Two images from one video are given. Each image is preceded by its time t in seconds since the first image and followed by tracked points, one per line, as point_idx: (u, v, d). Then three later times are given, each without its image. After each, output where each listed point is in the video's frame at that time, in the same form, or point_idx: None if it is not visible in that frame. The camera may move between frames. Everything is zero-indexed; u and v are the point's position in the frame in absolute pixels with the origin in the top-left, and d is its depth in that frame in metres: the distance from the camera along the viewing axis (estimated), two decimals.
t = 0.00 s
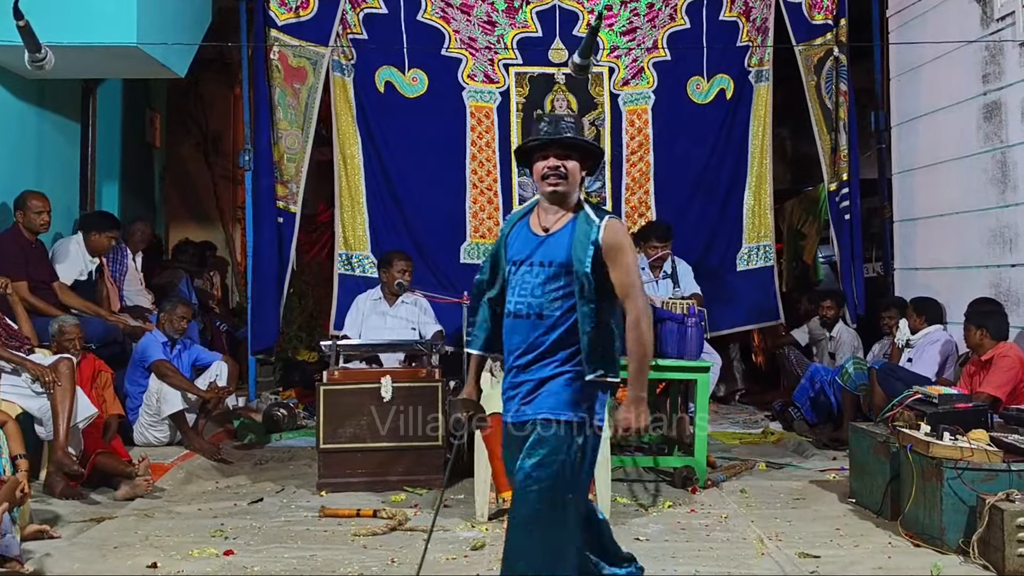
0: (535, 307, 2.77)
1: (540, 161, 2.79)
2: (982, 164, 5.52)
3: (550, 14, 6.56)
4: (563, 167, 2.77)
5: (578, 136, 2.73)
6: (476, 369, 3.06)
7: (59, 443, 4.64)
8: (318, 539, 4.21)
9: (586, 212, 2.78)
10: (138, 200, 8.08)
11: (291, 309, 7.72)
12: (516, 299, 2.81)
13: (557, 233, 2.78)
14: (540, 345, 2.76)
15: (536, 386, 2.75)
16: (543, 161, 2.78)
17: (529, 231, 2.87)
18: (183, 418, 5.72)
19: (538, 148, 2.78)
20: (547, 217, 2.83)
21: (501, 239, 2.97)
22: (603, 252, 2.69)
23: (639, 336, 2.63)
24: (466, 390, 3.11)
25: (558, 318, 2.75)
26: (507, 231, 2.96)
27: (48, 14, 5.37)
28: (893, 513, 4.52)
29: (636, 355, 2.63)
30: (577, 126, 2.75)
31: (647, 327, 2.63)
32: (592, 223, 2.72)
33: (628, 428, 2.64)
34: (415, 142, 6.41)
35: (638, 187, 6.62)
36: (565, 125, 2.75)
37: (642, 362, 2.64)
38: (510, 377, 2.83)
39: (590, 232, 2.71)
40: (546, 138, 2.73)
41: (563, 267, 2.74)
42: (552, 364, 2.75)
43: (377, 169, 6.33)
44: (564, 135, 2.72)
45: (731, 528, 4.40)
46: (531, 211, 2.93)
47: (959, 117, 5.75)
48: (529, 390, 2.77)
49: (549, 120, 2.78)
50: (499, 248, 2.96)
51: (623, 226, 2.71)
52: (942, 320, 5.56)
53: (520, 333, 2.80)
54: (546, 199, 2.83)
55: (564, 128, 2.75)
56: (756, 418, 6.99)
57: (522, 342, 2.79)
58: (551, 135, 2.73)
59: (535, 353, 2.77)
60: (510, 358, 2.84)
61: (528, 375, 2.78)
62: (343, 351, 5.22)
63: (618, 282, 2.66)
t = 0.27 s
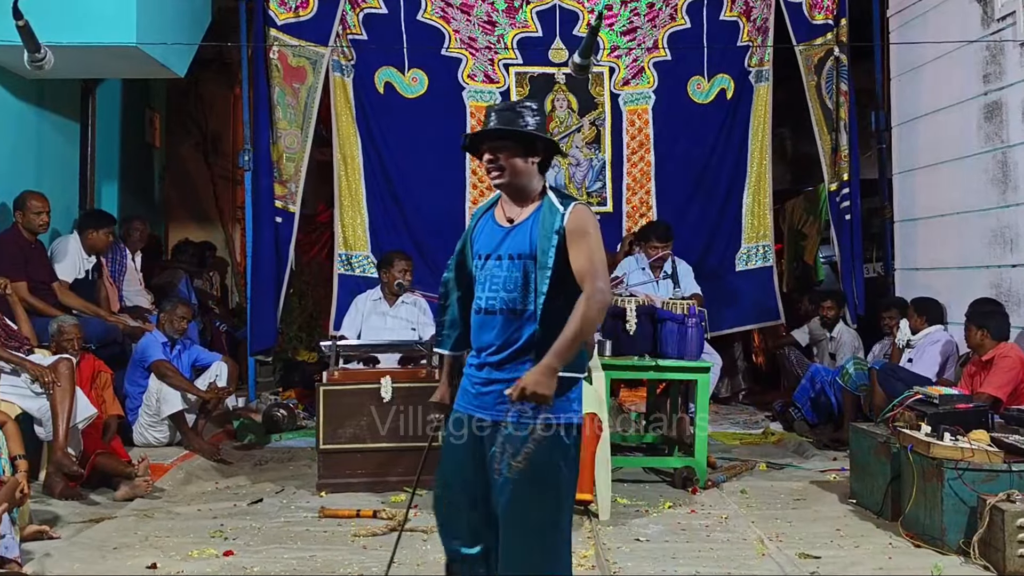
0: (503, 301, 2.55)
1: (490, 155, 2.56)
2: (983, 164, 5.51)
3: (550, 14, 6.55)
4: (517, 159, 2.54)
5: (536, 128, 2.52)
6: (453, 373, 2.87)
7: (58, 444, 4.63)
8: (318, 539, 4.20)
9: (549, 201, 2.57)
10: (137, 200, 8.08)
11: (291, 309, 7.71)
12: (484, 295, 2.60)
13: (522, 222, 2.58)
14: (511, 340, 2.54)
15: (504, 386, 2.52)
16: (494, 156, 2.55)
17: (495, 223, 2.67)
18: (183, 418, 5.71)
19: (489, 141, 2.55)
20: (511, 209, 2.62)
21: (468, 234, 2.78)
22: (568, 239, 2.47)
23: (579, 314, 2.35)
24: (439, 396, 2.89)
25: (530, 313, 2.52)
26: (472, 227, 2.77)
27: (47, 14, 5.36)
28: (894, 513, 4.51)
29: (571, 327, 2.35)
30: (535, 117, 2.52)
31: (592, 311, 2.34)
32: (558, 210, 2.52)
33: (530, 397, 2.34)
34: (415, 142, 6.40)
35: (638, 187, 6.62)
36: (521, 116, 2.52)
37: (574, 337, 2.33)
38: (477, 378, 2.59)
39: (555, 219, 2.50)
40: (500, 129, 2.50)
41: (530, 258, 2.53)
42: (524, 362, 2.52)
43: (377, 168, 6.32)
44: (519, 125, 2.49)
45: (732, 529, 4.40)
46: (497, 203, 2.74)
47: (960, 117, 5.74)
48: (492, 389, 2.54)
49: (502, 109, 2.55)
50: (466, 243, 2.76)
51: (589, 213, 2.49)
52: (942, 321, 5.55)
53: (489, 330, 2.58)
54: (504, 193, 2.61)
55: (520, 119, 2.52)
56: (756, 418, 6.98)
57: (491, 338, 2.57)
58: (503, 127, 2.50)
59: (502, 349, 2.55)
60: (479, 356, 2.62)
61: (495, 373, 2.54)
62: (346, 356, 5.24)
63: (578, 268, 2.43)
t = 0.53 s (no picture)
0: (460, 305, 2.54)
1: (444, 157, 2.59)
2: (984, 164, 5.50)
3: (550, 14, 6.54)
4: (468, 163, 2.56)
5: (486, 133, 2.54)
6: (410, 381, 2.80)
7: (58, 444, 4.63)
8: (318, 540, 4.20)
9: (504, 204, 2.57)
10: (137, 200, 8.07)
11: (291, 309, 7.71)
12: (442, 299, 2.59)
13: (477, 225, 2.57)
14: (468, 343, 2.53)
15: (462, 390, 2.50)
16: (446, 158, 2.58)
17: (451, 227, 2.66)
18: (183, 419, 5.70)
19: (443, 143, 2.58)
20: (467, 212, 2.63)
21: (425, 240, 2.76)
22: (525, 240, 2.47)
23: (534, 307, 2.35)
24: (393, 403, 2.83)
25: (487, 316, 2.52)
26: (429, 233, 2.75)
27: (47, 14, 5.36)
28: (894, 514, 4.50)
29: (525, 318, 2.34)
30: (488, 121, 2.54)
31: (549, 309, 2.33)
32: (515, 212, 2.51)
33: (477, 380, 2.33)
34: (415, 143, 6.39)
35: (638, 187, 6.61)
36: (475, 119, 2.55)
37: (527, 329, 2.32)
38: (434, 383, 2.57)
39: (511, 221, 2.50)
40: (450, 132, 2.53)
41: (486, 261, 2.52)
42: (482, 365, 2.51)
43: (377, 168, 6.31)
44: (471, 129, 2.52)
45: (732, 529, 4.39)
46: (454, 208, 2.73)
47: (960, 117, 5.73)
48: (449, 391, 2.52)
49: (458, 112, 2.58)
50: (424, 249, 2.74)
51: (544, 213, 2.50)
52: (943, 321, 5.54)
53: (448, 334, 2.56)
54: (460, 195, 2.63)
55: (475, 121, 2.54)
56: (756, 419, 6.97)
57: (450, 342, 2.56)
58: (454, 130, 2.53)
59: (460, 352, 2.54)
60: (437, 360, 2.60)
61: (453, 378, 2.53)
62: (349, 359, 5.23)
63: (536, 266, 2.42)
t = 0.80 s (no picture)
0: (389, 317, 2.55)
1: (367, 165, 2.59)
2: (984, 164, 5.50)
3: (550, 14, 6.54)
4: (393, 170, 2.57)
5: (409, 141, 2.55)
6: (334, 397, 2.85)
7: (58, 445, 4.63)
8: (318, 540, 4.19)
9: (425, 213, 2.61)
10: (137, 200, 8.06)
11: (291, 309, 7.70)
12: (369, 313, 2.59)
13: (399, 236, 2.60)
14: (402, 356, 2.55)
15: (400, 403, 2.53)
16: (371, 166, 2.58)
17: (371, 241, 2.67)
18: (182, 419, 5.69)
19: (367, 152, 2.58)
20: (387, 223, 2.64)
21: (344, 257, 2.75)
22: (452, 251, 2.53)
23: (482, 325, 2.45)
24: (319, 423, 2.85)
25: (413, 324, 2.54)
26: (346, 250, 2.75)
27: (46, 15, 5.36)
28: (895, 515, 4.49)
29: (481, 338, 2.44)
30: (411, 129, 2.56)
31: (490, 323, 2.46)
32: (437, 222, 2.56)
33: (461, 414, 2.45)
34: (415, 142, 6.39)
35: (639, 188, 6.61)
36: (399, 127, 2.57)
37: (485, 349, 2.44)
38: (369, 399, 2.57)
39: (436, 231, 2.54)
40: (375, 139, 2.54)
41: (412, 271, 2.55)
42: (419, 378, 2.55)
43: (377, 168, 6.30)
44: (395, 136, 2.53)
45: (732, 530, 4.38)
46: (370, 222, 2.73)
47: (961, 117, 5.72)
48: (384, 406, 2.54)
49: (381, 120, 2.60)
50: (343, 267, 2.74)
51: (467, 220, 2.56)
52: (944, 321, 5.53)
53: (379, 348, 2.57)
54: (381, 205, 2.64)
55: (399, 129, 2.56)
56: (756, 419, 6.96)
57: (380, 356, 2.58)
58: (379, 137, 2.54)
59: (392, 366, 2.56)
60: (368, 375, 2.61)
61: (391, 393, 2.54)
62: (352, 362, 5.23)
63: (468, 279, 2.51)
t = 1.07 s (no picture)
0: (362, 316, 2.52)
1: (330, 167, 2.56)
2: (985, 164, 5.49)
3: (551, 14, 6.53)
4: (358, 168, 2.54)
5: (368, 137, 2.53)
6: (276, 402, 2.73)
7: (57, 445, 4.63)
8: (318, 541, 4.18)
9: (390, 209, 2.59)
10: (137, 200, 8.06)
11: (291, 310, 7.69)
12: (338, 313, 2.55)
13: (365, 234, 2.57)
14: (375, 355, 2.50)
15: (378, 403, 2.50)
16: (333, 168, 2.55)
17: (335, 241, 2.63)
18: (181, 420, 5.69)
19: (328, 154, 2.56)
20: (352, 223, 2.61)
21: (303, 257, 2.70)
22: (422, 247, 2.52)
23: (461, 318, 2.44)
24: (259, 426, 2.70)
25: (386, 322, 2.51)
26: (305, 250, 2.70)
27: (46, 15, 5.35)
28: (896, 515, 4.48)
29: (465, 331, 2.43)
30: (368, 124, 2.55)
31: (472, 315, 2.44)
32: (403, 218, 2.55)
33: (459, 410, 2.43)
34: (415, 142, 6.38)
35: (640, 188, 6.60)
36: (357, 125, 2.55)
37: (472, 342, 2.43)
38: (345, 400, 2.53)
39: (404, 227, 2.53)
40: (336, 138, 2.52)
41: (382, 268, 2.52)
42: (388, 377, 2.50)
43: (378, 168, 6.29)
44: (357, 135, 2.51)
45: (733, 531, 4.37)
46: (332, 224, 2.69)
47: (961, 117, 5.72)
48: (362, 407, 2.51)
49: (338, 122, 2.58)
50: (302, 266, 2.68)
51: (435, 216, 2.56)
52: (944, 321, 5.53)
53: (351, 348, 2.53)
54: (343, 205, 2.60)
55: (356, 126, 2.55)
56: (757, 420, 6.95)
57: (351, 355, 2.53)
58: (340, 136, 2.52)
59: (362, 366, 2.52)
60: (340, 378, 2.57)
61: (367, 392, 2.51)
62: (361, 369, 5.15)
63: (442, 273, 2.50)
